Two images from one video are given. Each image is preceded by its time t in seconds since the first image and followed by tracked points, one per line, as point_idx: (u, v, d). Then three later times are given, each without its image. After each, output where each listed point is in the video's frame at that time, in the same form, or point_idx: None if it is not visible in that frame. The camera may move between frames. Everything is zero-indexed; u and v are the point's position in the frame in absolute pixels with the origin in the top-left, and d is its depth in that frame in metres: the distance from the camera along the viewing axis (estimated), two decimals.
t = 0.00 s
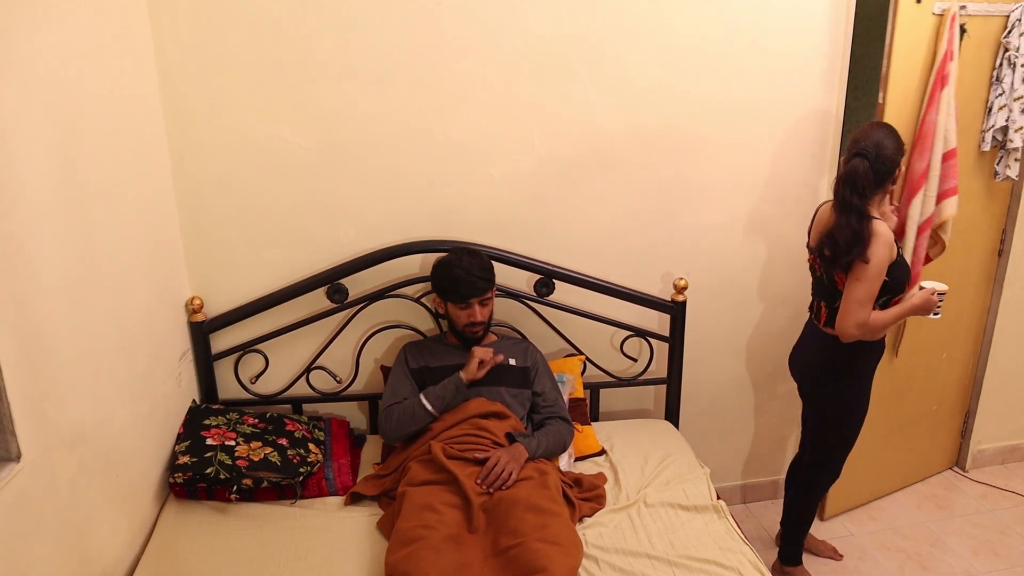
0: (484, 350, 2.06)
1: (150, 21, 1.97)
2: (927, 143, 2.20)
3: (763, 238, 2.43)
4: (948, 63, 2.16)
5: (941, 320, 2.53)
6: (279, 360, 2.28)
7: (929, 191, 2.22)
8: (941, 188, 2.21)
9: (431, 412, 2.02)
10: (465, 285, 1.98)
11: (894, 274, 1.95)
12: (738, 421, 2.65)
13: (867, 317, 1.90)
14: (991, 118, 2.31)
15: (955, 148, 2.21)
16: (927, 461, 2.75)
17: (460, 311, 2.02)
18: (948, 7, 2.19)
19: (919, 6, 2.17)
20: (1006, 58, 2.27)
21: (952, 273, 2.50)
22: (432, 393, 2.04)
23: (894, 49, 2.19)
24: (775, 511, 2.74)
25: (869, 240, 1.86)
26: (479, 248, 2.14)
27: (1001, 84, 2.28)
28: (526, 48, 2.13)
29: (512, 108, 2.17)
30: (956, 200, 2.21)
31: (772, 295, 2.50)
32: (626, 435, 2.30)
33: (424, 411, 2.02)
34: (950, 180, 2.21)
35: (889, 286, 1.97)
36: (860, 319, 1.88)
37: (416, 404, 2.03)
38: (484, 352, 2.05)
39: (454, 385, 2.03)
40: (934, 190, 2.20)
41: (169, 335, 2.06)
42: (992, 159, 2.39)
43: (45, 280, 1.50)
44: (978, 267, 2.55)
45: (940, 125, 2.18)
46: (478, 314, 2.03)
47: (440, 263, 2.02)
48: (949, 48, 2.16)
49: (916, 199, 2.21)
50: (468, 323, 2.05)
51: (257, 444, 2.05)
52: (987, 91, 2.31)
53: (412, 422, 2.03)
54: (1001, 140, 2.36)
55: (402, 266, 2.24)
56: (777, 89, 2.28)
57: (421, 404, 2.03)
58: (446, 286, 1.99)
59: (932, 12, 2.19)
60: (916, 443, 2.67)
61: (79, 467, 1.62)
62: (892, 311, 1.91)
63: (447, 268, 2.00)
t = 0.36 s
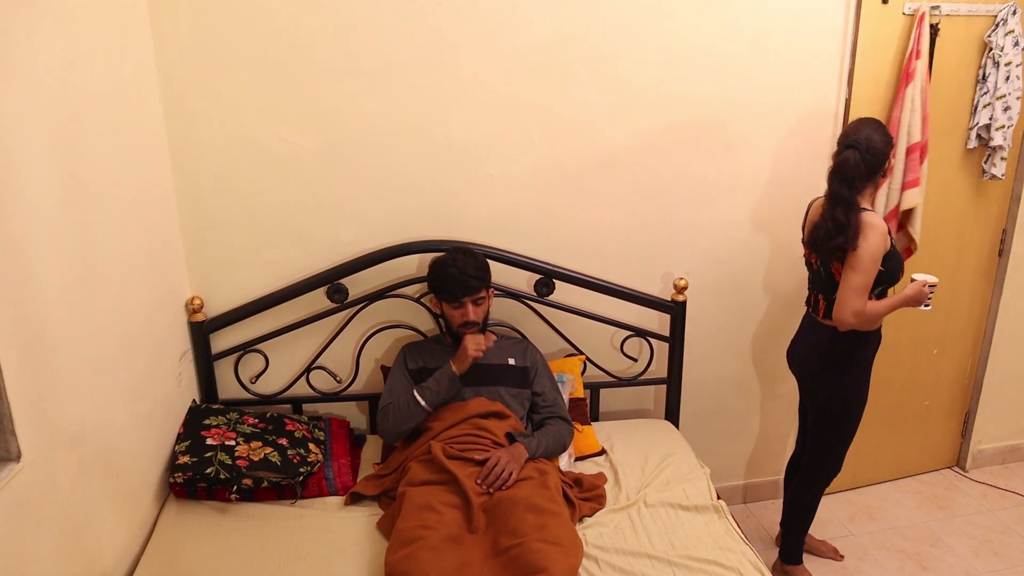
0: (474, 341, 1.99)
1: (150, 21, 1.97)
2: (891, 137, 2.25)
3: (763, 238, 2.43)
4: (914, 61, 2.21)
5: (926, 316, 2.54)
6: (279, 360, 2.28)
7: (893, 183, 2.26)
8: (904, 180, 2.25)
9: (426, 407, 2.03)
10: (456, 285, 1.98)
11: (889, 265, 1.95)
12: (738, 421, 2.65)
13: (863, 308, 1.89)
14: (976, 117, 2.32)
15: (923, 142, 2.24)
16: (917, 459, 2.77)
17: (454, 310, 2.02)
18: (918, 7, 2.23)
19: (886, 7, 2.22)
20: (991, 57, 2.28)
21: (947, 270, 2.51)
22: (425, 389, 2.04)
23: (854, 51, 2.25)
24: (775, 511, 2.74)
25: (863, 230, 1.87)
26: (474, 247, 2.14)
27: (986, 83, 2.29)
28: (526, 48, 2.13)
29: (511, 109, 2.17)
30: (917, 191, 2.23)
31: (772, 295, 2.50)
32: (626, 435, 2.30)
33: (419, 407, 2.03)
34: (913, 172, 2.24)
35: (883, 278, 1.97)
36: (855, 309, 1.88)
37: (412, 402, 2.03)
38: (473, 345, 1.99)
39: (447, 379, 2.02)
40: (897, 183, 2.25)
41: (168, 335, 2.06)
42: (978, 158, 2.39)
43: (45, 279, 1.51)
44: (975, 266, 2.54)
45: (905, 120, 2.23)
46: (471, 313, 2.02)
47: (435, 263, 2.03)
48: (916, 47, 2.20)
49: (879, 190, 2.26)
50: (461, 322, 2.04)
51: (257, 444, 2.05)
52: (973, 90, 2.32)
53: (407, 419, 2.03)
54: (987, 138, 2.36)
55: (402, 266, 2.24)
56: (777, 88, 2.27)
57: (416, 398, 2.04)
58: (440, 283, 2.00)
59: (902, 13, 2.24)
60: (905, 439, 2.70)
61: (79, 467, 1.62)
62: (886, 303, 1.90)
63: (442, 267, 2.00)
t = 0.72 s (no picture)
0: (472, 327, 1.99)
1: (150, 21, 1.97)
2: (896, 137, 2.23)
3: (763, 238, 2.43)
4: (915, 61, 2.20)
5: (930, 317, 2.55)
6: (279, 360, 2.28)
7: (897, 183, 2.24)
8: (908, 180, 2.23)
9: (434, 398, 2.02)
10: (456, 284, 1.98)
11: (874, 258, 1.94)
12: (738, 421, 2.65)
13: (832, 295, 1.92)
14: (979, 116, 2.31)
15: (926, 142, 2.23)
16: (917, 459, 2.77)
17: (455, 309, 2.02)
18: (918, 7, 2.22)
19: (887, 6, 2.21)
20: (992, 56, 2.27)
21: (947, 270, 2.51)
22: (431, 381, 2.03)
23: (854, 51, 2.24)
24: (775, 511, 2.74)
25: (842, 217, 1.90)
26: (475, 247, 2.14)
27: (988, 83, 2.29)
28: (526, 48, 2.13)
29: (511, 108, 2.17)
30: (921, 190, 2.22)
31: (772, 294, 2.50)
32: (626, 435, 2.30)
33: (427, 398, 2.01)
34: (917, 172, 2.23)
35: (871, 270, 1.96)
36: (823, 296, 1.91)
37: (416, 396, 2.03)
38: (472, 334, 1.99)
39: (452, 370, 2.03)
40: (900, 183, 2.22)
41: (168, 335, 2.05)
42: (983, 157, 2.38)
43: (45, 278, 1.50)
44: (975, 266, 2.54)
45: (910, 119, 2.21)
46: (472, 312, 2.02)
47: (436, 262, 2.03)
48: (917, 47, 2.19)
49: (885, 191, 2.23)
50: (463, 321, 2.03)
51: (256, 443, 2.05)
52: (976, 90, 2.32)
53: (416, 412, 2.02)
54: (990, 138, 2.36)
55: (402, 266, 2.24)
56: (778, 88, 2.27)
57: (421, 392, 2.03)
58: (441, 281, 2.00)
59: (902, 12, 2.23)
60: (905, 438, 2.70)
61: (79, 467, 1.61)
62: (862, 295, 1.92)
63: (443, 266, 2.00)
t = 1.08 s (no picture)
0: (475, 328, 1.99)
1: (150, 21, 1.97)
2: (900, 137, 2.23)
3: (763, 238, 2.43)
4: (917, 61, 2.18)
5: (931, 317, 2.55)
6: (279, 360, 2.27)
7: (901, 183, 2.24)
8: (913, 180, 2.23)
9: (435, 398, 2.01)
10: (460, 284, 1.98)
11: (835, 249, 2.03)
12: (738, 421, 2.65)
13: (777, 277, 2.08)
14: (979, 116, 2.31)
15: (929, 142, 2.22)
16: (918, 459, 2.77)
17: (457, 309, 2.02)
18: (918, 7, 2.22)
19: (887, 5, 2.21)
20: (993, 56, 2.27)
21: (948, 270, 2.50)
22: (432, 380, 2.03)
23: (855, 50, 2.24)
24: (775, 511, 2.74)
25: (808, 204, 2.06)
26: (476, 247, 2.14)
27: (988, 83, 2.29)
28: (526, 48, 2.12)
29: (511, 108, 2.17)
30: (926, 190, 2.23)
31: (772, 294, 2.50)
32: (626, 435, 2.29)
33: (428, 398, 2.01)
34: (921, 172, 2.23)
35: (837, 264, 2.04)
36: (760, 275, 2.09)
37: (417, 395, 2.02)
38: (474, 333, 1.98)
39: (454, 370, 2.02)
40: (908, 183, 2.22)
41: (168, 335, 2.05)
42: (983, 157, 2.38)
43: (45, 278, 1.50)
44: (976, 266, 2.54)
45: (912, 120, 2.21)
46: (475, 312, 2.02)
47: (437, 263, 2.03)
48: (918, 47, 2.19)
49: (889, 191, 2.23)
50: (466, 321, 2.03)
51: (256, 443, 2.05)
52: (976, 90, 2.32)
53: (417, 411, 2.01)
54: (991, 137, 2.36)
55: (402, 266, 2.23)
56: (777, 88, 2.27)
57: (423, 390, 2.02)
58: (443, 282, 2.00)
59: (902, 12, 2.23)
60: (905, 439, 2.70)
61: (78, 467, 1.61)
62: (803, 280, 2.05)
63: (445, 266, 2.00)
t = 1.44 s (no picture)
0: (478, 330, 1.98)
1: (148, 20, 1.96)
2: (902, 137, 2.22)
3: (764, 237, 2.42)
4: (919, 60, 2.17)
5: (932, 318, 2.53)
6: (277, 360, 2.26)
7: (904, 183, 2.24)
8: (916, 180, 2.22)
9: (435, 399, 2.01)
10: (463, 284, 1.97)
11: (801, 246, 2.04)
12: (739, 421, 2.64)
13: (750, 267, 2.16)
14: (980, 115, 2.30)
15: (932, 141, 2.21)
16: (920, 460, 2.76)
17: (460, 310, 2.00)
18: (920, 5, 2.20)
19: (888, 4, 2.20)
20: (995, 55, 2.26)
21: (950, 270, 2.49)
22: (433, 380, 2.02)
23: (856, 49, 2.23)
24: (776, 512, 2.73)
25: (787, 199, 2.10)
26: (476, 247, 2.13)
27: (990, 82, 2.28)
28: (526, 47, 2.11)
29: (511, 107, 2.16)
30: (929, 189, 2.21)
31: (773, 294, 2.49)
32: (627, 436, 2.28)
33: (428, 399, 2.00)
34: (924, 172, 2.22)
35: (803, 259, 2.05)
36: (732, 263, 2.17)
37: (418, 396, 2.01)
38: (477, 335, 1.97)
39: (456, 370, 2.02)
40: (909, 183, 2.22)
41: (165, 335, 2.04)
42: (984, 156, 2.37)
43: (42, 278, 1.49)
44: (978, 266, 2.53)
45: (914, 120, 2.20)
46: (478, 312, 2.01)
47: (437, 263, 2.02)
48: (920, 46, 2.17)
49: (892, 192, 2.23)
50: (469, 322, 2.02)
51: (255, 444, 2.04)
52: (978, 89, 2.31)
53: (417, 411, 2.01)
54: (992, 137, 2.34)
55: (402, 266, 2.22)
56: (778, 87, 2.26)
57: (424, 391, 2.02)
58: (444, 282, 1.99)
59: (904, 10, 2.21)
60: (907, 440, 2.69)
61: (76, 468, 1.60)
62: (766, 273, 2.11)
63: (447, 266, 1.99)
